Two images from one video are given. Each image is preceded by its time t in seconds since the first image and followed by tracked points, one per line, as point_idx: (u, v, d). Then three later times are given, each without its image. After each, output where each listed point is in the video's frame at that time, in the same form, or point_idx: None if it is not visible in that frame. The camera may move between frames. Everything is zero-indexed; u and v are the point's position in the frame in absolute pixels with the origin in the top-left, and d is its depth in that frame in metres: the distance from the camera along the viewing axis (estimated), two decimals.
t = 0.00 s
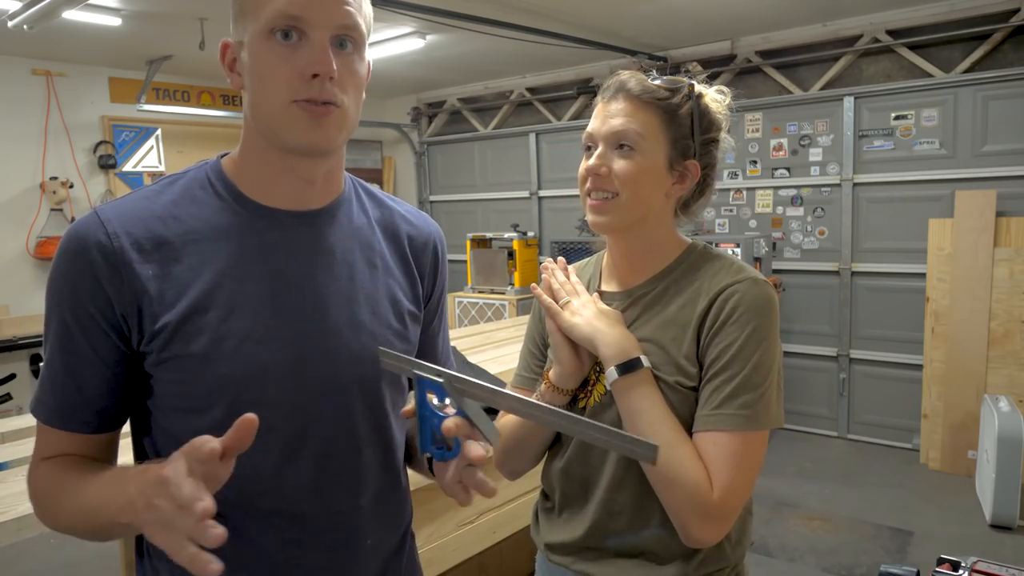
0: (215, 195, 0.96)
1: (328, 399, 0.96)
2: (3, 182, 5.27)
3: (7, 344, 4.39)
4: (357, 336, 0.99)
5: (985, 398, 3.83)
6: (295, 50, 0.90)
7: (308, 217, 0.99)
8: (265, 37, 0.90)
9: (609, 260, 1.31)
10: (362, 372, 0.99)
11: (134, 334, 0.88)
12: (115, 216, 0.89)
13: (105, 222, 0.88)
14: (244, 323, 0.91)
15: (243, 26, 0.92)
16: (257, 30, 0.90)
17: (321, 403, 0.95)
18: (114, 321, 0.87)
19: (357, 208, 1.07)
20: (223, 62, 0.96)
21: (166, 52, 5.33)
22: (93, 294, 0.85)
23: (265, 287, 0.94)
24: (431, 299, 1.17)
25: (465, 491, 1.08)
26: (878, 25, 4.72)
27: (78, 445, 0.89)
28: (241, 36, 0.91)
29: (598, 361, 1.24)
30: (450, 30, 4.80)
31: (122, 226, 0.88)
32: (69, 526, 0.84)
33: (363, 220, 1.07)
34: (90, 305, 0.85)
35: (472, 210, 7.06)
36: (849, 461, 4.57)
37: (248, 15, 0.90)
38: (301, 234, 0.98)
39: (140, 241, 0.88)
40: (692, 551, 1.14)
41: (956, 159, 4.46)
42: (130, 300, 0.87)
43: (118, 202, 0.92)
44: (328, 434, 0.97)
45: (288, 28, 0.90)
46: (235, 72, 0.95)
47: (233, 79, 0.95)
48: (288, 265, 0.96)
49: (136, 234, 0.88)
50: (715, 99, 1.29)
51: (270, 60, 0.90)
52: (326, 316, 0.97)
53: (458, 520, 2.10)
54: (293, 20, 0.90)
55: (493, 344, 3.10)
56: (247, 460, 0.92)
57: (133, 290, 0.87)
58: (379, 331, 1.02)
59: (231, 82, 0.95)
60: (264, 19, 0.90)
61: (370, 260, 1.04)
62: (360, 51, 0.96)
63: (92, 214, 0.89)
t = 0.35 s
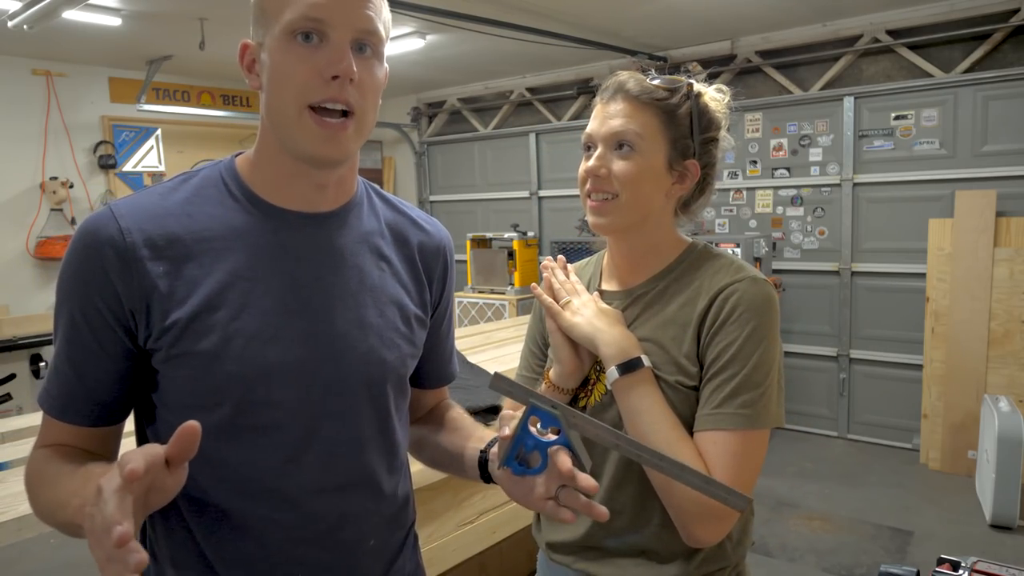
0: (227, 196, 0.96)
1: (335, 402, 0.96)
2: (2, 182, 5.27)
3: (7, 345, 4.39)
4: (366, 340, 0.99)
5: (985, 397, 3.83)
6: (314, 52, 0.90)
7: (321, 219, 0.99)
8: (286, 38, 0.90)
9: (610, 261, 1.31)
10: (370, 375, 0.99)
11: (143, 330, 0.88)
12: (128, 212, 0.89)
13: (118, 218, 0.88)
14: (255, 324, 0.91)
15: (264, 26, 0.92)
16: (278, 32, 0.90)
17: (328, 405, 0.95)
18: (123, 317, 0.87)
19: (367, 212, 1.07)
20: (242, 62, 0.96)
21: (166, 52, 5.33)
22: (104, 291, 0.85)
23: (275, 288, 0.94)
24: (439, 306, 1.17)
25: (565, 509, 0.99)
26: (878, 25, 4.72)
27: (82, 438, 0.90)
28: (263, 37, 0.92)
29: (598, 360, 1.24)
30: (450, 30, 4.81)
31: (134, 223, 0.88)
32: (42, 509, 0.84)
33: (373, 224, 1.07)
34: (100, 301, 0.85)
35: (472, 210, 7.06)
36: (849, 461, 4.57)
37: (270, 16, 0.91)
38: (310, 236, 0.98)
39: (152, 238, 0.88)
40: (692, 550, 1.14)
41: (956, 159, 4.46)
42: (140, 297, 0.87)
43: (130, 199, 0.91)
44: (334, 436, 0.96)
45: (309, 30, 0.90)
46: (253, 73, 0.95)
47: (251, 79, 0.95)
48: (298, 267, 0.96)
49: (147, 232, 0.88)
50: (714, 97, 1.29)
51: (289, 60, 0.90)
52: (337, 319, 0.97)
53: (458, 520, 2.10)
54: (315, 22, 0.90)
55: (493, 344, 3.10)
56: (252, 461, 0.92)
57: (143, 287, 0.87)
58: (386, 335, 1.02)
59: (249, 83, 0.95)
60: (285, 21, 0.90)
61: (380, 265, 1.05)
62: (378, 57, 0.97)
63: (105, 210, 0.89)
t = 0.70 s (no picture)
0: (227, 195, 0.95)
1: (338, 399, 0.96)
2: (2, 182, 5.27)
3: (7, 345, 4.40)
4: (369, 336, 0.99)
5: (985, 397, 3.83)
6: (314, 51, 0.90)
7: (319, 216, 0.99)
8: (285, 37, 0.90)
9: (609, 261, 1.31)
10: (373, 371, 0.99)
11: (147, 329, 0.88)
12: (127, 213, 0.89)
13: (117, 219, 0.87)
14: (256, 321, 0.91)
15: (263, 24, 0.91)
16: (278, 30, 0.90)
17: (332, 402, 0.95)
18: (125, 318, 0.86)
19: (365, 209, 1.07)
20: (240, 59, 0.96)
21: (166, 52, 5.33)
22: (105, 292, 0.85)
23: (277, 286, 0.94)
24: (437, 302, 1.17)
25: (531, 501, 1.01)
26: (878, 25, 4.72)
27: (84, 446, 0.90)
28: (262, 37, 0.91)
29: (597, 360, 1.24)
30: (450, 30, 4.81)
31: (134, 224, 0.88)
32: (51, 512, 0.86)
33: (371, 221, 1.07)
34: (102, 302, 0.85)
35: (472, 210, 7.06)
36: (849, 461, 4.57)
37: (271, 15, 0.90)
38: (309, 232, 0.98)
39: (152, 238, 0.88)
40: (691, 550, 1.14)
41: (956, 159, 4.46)
42: (142, 298, 0.86)
43: (129, 200, 0.91)
44: (340, 434, 0.97)
45: (308, 29, 0.90)
46: (252, 70, 0.95)
47: (249, 77, 0.95)
48: (298, 263, 0.96)
49: (148, 232, 0.88)
50: (714, 97, 1.29)
51: (289, 59, 0.90)
52: (337, 316, 0.97)
53: (458, 520, 2.10)
54: (315, 22, 0.90)
55: (493, 344, 3.10)
56: (258, 460, 0.92)
57: (144, 287, 0.86)
58: (388, 330, 1.02)
59: (248, 80, 0.95)
60: (284, 20, 0.90)
61: (380, 261, 1.05)
62: (377, 58, 0.97)
63: (104, 212, 0.88)
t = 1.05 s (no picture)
0: (211, 195, 0.94)
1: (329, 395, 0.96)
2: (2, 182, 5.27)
3: (7, 344, 4.39)
4: (359, 329, 0.99)
5: (985, 397, 3.83)
6: (305, 37, 0.91)
7: (300, 211, 0.99)
8: (272, 25, 0.90)
9: (609, 261, 1.31)
10: (364, 363, 0.99)
11: (135, 334, 0.87)
12: (110, 218, 0.87)
13: (99, 225, 0.86)
14: (245, 318, 0.91)
15: (246, 12, 0.91)
16: (263, 18, 0.90)
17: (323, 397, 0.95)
18: (112, 325, 0.85)
19: (347, 203, 1.07)
20: (215, 52, 0.93)
21: (166, 52, 5.33)
22: (89, 299, 0.83)
23: (265, 282, 0.94)
24: (424, 293, 1.17)
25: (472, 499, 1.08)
26: (878, 25, 4.72)
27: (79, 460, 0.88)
28: (245, 25, 0.91)
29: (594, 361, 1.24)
30: (450, 30, 4.81)
31: (117, 228, 0.87)
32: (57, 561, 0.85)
33: (354, 214, 1.07)
34: (87, 309, 0.83)
35: (472, 210, 7.06)
36: (849, 461, 4.57)
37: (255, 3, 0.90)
38: (297, 225, 0.98)
39: (137, 242, 0.87)
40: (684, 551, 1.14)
41: (956, 159, 4.46)
42: (130, 304, 0.86)
43: (110, 205, 0.90)
44: (334, 429, 0.96)
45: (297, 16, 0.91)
46: (230, 62, 0.93)
47: (226, 70, 0.94)
48: (286, 257, 0.96)
49: (133, 236, 0.87)
50: (717, 99, 1.29)
51: (279, 46, 0.89)
52: (325, 309, 0.97)
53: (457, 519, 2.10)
54: (304, 9, 0.91)
55: (494, 344, 3.10)
56: (253, 460, 0.92)
57: (130, 291, 0.86)
58: (377, 321, 1.02)
59: (226, 72, 0.93)
60: (271, 7, 0.89)
61: (365, 252, 1.05)
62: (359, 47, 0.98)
63: (83, 218, 0.87)
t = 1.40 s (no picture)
0: (204, 195, 0.94)
1: (328, 396, 0.96)
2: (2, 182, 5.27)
3: (6, 345, 4.39)
4: (358, 330, 1.00)
5: (985, 397, 3.83)
6: (326, 41, 0.92)
7: (296, 212, 0.99)
8: (296, 24, 0.90)
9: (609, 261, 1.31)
10: (359, 363, 0.99)
11: (132, 338, 0.87)
12: (105, 221, 0.86)
13: (95, 228, 0.85)
14: (246, 319, 0.91)
15: (263, 7, 0.89)
16: (284, 17, 0.89)
17: (324, 398, 0.96)
18: (108, 330, 0.85)
19: (336, 205, 1.08)
20: (215, 41, 0.90)
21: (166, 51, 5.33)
22: (86, 305, 0.83)
23: (264, 283, 0.94)
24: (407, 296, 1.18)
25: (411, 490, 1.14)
26: (878, 25, 4.72)
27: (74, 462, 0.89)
28: (259, 20, 0.89)
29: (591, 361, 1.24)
30: (450, 30, 4.81)
31: (114, 231, 0.86)
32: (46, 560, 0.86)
33: (343, 216, 1.07)
34: (85, 316, 0.83)
35: (472, 211, 7.06)
36: (849, 461, 4.57)
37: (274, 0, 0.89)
38: (292, 227, 0.98)
39: (134, 245, 0.86)
40: (678, 552, 1.13)
41: (956, 159, 4.46)
42: (127, 309, 0.85)
43: (104, 208, 0.89)
44: (333, 430, 0.97)
45: (319, 18, 0.92)
46: (236, 56, 0.91)
47: (230, 61, 0.91)
48: (283, 258, 0.96)
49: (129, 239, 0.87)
50: (721, 100, 1.29)
51: (301, 46, 0.90)
52: (321, 309, 0.97)
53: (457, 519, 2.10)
54: (325, 12, 0.92)
55: (493, 344, 3.10)
56: (254, 462, 0.92)
57: (127, 296, 0.85)
58: (372, 321, 1.02)
59: (233, 65, 0.91)
60: (294, 8, 0.90)
61: (357, 254, 1.05)
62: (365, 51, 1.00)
63: (74, 221, 0.85)
